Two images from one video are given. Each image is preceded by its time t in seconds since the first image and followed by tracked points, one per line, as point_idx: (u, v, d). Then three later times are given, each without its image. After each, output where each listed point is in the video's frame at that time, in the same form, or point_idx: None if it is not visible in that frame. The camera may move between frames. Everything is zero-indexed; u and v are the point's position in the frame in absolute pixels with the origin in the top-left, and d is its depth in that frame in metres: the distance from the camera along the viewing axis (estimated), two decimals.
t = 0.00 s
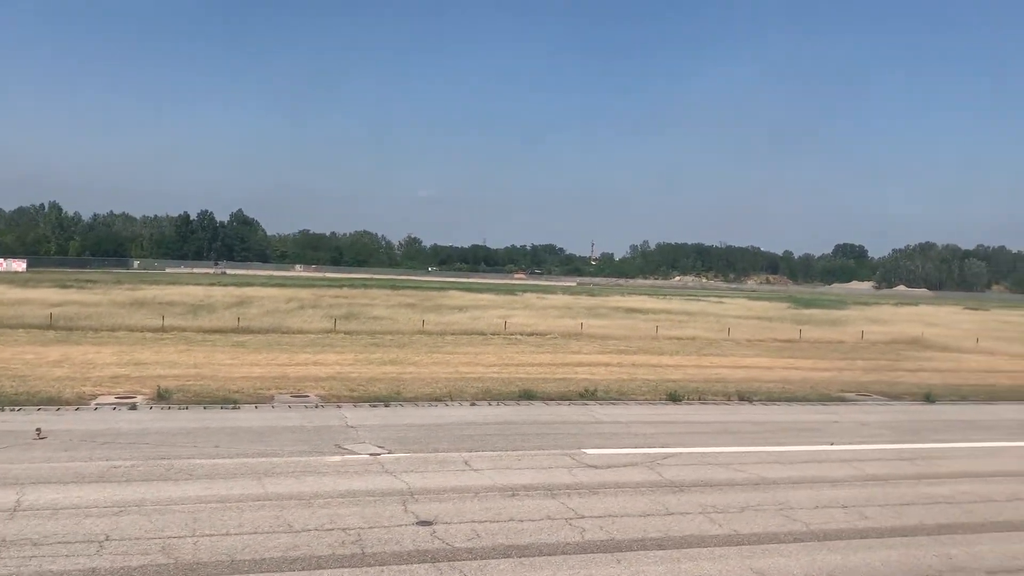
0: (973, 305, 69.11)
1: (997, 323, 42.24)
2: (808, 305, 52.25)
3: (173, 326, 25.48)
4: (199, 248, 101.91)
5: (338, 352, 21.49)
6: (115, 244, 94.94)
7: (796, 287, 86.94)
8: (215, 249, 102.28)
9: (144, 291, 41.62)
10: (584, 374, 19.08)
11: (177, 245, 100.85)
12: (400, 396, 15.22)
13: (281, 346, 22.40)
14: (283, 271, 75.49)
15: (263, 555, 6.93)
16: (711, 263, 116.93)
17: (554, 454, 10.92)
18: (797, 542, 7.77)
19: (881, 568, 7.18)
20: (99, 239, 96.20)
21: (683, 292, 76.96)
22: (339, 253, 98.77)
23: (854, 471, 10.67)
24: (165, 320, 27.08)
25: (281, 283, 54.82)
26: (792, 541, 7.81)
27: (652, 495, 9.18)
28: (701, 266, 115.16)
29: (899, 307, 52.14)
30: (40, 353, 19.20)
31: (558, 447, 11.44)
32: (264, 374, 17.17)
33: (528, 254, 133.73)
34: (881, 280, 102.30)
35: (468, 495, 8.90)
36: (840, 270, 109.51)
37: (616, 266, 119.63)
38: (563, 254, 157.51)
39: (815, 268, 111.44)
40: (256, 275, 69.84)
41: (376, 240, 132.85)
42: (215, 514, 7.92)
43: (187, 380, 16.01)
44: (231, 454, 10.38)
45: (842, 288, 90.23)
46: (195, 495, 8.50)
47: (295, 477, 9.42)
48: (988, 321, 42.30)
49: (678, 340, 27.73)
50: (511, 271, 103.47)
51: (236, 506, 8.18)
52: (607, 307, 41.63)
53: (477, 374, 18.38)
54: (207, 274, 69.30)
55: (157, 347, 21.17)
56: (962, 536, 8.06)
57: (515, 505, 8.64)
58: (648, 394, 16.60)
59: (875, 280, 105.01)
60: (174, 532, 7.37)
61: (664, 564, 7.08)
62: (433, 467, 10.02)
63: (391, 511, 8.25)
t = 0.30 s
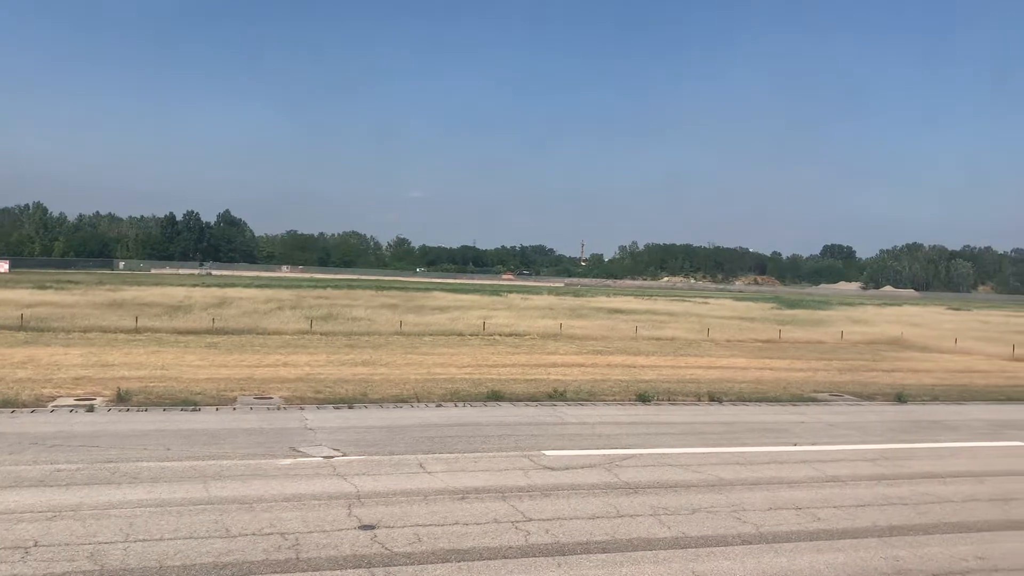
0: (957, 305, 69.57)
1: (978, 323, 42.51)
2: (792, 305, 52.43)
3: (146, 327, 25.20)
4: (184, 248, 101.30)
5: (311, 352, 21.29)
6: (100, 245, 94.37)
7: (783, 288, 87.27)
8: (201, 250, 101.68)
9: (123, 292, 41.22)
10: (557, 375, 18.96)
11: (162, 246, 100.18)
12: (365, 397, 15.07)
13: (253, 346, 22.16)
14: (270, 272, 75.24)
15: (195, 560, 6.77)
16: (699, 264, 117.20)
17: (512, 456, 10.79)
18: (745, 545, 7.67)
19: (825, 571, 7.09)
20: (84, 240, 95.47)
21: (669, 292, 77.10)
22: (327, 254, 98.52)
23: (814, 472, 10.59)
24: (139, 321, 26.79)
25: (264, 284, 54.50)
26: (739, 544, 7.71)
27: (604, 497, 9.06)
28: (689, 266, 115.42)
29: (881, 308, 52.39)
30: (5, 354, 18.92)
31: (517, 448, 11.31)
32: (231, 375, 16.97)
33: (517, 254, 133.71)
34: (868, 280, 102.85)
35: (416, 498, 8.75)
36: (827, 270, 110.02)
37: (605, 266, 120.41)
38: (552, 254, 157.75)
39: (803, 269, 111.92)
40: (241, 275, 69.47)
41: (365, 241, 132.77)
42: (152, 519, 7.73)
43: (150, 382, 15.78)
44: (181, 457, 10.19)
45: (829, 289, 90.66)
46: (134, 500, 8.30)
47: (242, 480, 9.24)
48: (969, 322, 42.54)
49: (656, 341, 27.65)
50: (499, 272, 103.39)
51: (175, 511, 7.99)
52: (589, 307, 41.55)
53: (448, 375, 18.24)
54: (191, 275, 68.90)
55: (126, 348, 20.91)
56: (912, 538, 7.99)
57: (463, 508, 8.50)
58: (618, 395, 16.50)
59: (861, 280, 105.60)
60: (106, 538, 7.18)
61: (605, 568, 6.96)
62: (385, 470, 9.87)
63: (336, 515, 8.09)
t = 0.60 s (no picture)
0: (942, 306, 69.95)
1: (958, 323, 42.75)
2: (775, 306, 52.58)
3: (119, 328, 24.93)
4: (170, 249, 100.72)
5: (283, 354, 21.10)
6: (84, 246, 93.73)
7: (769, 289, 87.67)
8: (186, 252, 101.12)
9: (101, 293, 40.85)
10: (528, 376, 18.84)
11: (147, 247, 99.56)
12: (330, 399, 14.91)
13: (225, 348, 21.94)
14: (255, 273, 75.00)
15: (123, 567, 6.59)
16: (687, 265, 117.42)
17: (468, 459, 10.63)
18: (690, 549, 7.57)
19: (769, 574, 7.00)
20: (68, 241, 94.78)
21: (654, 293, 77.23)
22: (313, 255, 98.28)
23: (772, 474, 10.49)
24: (112, 322, 26.49)
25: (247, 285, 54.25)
26: (686, 547, 7.60)
27: (555, 500, 8.93)
28: (677, 267, 115.65)
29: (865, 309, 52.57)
30: None
31: (475, 450, 11.16)
32: (197, 377, 16.76)
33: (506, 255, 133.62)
34: (854, 281, 103.47)
35: (363, 502, 8.59)
36: (814, 271, 110.54)
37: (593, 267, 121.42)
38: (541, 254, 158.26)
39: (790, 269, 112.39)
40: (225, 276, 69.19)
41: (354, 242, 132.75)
42: (86, 524, 7.55)
43: (113, 384, 15.56)
44: (129, 461, 9.99)
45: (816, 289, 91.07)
46: (72, 505, 8.11)
47: (188, 484, 9.06)
48: (949, 322, 42.78)
49: (634, 342, 27.58)
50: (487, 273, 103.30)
51: (112, 516, 7.81)
52: (571, 308, 41.51)
53: (418, 376, 18.10)
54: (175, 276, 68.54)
55: (95, 350, 20.66)
56: (861, 540, 7.92)
57: (409, 512, 8.35)
58: (588, 396, 16.37)
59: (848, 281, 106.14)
60: (35, 545, 7.00)
61: (543, 572, 6.82)
62: (337, 473, 9.72)
63: (277, 519, 7.93)
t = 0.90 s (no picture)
0: (925, 306, 70.30)
1: (938, 323, 43.03)
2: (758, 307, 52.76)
3: (90, 331, 24.60)
4: (154, 251, 100.06)
5: (252, 356, 20.87)
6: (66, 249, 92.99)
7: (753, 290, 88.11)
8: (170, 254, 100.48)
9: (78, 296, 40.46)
10: (499, 377, 18.72)
11: (130, 250, 98.87)
12: (293, 402, 14.74)
13: (194, 351, 21.68)
14: (238, 275, 74.72)
15: None
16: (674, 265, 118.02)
17: (423, 461, 10.47)
18: (633, 553, 7.44)
19: None
20: (50, 243, 93.94)
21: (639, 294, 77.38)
22: (299, 257, 98.01)
23: (730, 475, 10.38)
24: (83, 325, 26.18)
25: (228, 287, 53.99)
26: (629, 551, 7.47)
27: (503, 503, 8.78)
28: (665, 269, 115.87)
29: (847, 309, 52.79)
30: None
31: (431, 453, 11.00)
32: (161, 380, 16.55)
33: (494, 257, 133.48)
34: (841, 281, 104.16)
35: (305, 506, 8.41)
36: (801, 272, 111.01)
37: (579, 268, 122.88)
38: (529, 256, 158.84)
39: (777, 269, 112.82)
40: (207, 279, 68.79)
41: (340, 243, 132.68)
42: (15, 532, 7.34)
43: (72, 388, 15.30)
44: (72, 466, 9.77)
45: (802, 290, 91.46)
46: (4, 512, 7.89)
47: (129, 489, 8.85)
48: (929, 322, 43.03)
49: (612, 342, 27.50)
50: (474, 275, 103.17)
51: (43, 523, 7.60)
52: (552, 309, 41.45)
53: (386, 378, 17.95)
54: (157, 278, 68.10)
55: (61, 352, 20.37)
56: (808, 542, 7.81)
57: (351, 517, 8.17)
58: (557, 397, 16.24)
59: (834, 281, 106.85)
60: None
61: None
62: (285, 477, 9.55)
63: (214, 524, 7.74)
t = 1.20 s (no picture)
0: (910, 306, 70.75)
1: (919, 322, 43.23)
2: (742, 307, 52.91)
3: (62, 334, 24.32)
4: (139, 253, 99.50)
5: (223, 359, 20.65)
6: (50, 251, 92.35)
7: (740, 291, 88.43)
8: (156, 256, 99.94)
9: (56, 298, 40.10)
10: (470, 379, 18.59)
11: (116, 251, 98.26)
12: (256, 405, 14.56)
13: (166, 353, 21.45)
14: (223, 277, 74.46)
15: None
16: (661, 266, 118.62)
17: (376, 465, 10.29)
18: (576, 557, 7.29)
19: None
20: (34, 245, 93.25)
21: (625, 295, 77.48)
22: (286, 259, 97.78)
23: (688, 477, 10.27)
24: (56, 327, 25.88)
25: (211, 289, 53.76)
26: (572, 555, 7.32)
27: (451, 507, 8.63)
28: (653, 270, 116.13)
29: (831, 309, 52.95)
30: None
31: (387, 456, 10.82)
32: (124, 383, 16.31)
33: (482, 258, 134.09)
34: (828, 281, 104.77)
35: (246, 511, 8.22)
36: (789, 273, 111.42)
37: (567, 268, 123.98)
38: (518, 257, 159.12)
39: (765, 270, 113.30)
40: (191, 280, 68.50)
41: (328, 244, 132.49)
42: None
43: (32, 391, 15.07)
44: (15, 471, 9.56)
45: (790, 291, 91.68)
46: None
47: (69, 495, 8.65)
48: (911, 322, 43.23)
49: (590, 343, 27.42)
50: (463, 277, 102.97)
51: None
52: (535, 310, 41.39)
53: (356, 380, 17.80)
54: (141, 279, 67.73)
55: (29, 355, 20.10)
56: (755, 546, 7.69)
57: (292, 522, 7.99)
58: (525, 399, 16.09)
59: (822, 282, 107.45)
60: None
61: None
62: (232, 481, 9.37)
63: (148, 530, 7.55)
